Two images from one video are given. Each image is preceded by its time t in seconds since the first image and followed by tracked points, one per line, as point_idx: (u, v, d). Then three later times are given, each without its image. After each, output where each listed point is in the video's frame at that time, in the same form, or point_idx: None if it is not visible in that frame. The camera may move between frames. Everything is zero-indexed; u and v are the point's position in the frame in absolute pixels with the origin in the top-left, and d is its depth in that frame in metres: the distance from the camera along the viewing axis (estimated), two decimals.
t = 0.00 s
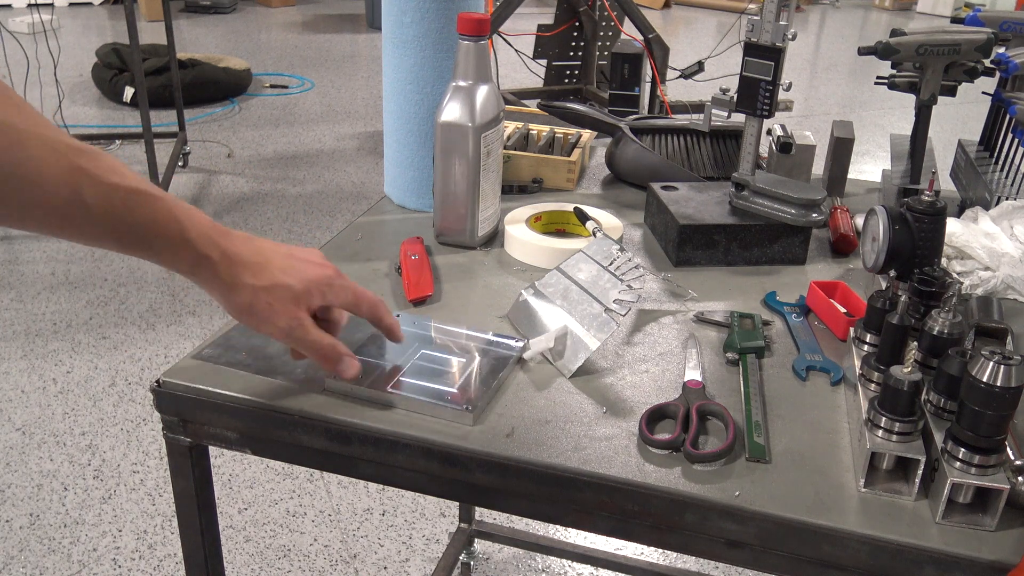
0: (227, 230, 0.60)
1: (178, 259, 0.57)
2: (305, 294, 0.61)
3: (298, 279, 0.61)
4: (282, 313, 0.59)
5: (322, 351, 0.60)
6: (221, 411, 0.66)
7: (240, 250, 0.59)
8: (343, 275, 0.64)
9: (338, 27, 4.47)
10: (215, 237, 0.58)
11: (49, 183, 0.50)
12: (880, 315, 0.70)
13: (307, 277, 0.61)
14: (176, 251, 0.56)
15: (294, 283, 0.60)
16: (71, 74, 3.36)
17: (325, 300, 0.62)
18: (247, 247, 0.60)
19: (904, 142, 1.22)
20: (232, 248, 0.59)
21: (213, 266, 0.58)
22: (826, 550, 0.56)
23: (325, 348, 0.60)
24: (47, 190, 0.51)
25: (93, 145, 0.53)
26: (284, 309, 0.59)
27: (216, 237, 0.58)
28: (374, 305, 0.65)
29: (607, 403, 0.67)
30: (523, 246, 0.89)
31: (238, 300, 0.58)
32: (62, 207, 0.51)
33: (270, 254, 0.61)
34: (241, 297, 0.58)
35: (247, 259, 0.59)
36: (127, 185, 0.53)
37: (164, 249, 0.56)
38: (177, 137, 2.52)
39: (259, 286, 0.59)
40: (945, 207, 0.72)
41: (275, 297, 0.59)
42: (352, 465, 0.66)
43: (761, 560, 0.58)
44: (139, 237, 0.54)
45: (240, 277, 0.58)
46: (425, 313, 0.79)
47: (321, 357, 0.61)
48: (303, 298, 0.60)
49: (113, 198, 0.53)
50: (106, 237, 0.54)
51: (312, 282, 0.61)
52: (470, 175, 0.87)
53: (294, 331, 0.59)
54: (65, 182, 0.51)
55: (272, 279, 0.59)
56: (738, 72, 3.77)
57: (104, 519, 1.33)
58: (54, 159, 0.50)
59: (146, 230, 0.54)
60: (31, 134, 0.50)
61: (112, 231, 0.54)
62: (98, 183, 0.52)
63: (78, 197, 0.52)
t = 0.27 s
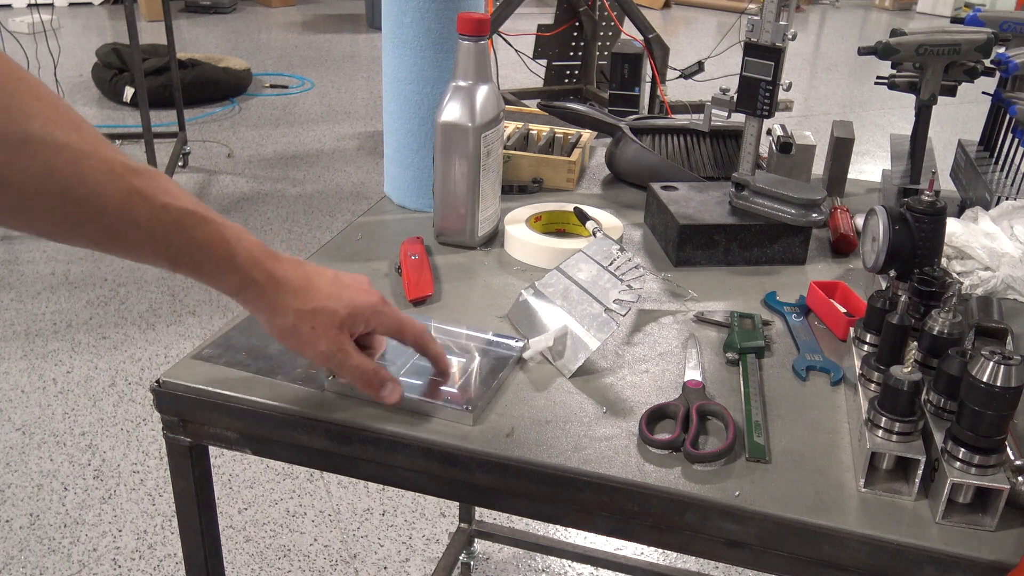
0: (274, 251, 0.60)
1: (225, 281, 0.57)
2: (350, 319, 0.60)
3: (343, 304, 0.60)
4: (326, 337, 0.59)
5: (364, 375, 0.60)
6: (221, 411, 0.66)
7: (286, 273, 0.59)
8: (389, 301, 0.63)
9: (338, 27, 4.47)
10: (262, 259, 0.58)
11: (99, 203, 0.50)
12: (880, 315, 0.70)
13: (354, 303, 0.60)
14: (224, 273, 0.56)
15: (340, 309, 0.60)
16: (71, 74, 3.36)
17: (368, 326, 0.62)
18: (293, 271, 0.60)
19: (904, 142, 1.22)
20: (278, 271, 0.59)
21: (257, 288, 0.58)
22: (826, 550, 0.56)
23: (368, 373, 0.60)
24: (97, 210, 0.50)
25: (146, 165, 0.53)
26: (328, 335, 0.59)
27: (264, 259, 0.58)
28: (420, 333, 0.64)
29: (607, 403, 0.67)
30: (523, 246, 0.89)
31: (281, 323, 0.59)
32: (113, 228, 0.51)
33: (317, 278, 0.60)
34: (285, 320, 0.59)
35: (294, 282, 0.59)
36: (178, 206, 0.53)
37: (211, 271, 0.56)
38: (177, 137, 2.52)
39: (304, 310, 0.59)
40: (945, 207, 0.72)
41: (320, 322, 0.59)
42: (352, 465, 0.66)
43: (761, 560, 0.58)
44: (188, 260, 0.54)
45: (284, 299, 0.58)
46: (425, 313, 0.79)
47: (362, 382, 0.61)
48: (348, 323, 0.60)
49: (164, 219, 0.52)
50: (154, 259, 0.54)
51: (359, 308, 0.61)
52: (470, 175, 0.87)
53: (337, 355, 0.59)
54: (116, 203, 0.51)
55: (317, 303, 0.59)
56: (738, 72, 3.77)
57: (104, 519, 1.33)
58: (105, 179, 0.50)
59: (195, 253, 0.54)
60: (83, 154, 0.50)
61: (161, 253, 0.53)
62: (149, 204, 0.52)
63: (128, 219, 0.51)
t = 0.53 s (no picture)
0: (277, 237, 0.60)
1: (235, 269, 0.56)
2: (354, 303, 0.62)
3: (348, 288, 0.62)
4: (334, 322, 0.61)
5: (369, 357, 0.63)
6: (222, 411, 0.66)
7: (292, 259, 0.59)
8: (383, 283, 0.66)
9: (338, 28, 4.47)
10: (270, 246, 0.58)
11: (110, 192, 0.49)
12: (880, 315, 0.70)
13: (355, 286, 0.62)
14: (234, 262, 0.56)
15: (346, 294, 0.61)
16: (71, 74, 3.36)
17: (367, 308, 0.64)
18: (299, 256, 0.60)
19: (904, 142, 1.22)
20: (285, 258, 0.59)
21: (266, 278, 0.58)
22: (826, 550, 0.56)
23: (373, 355, 0.63)
24: (109, 198, 0.49)
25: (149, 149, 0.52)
26: (336, 320, 0.61)
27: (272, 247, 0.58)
28: (410, 315, 0.68)
29: (607, 403, 0.67)
30: (523, 246, 0.89)
31: (289, 311, 0.59)
32: (125, 216, 0.50)
33: (319, 262, 0.61)
34: (294, 308, 0.59)
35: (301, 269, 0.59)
36: (189, 194, 0.52)
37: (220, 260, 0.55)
38: (177, 137, 2.52)
39: (313, 297, 0.60)
40: (945, 207, 0.72)
41: (327, 307, 0.60)
42: (352, 465, 0.66)
43: (761, 560, 0.58)
44: (198, 248, 0.54)
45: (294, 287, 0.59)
46: (425, 313, 0.79)
47: (366, 364, 0.63)
48: (352, 307, 0.62)
49: (176, 208, 0.52)
50: (164, 246, 0.53)
51: (360, 291, 0.63)
52: (470, 175, 0.87)
53: (344, 339, 0.61)
54: (128, 191, 0.50)
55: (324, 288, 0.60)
56: (738, 72, 3.77)
57: (104, 519, 1.33)
58: (116, 167, 0.49)
59: (206, 242, 0.54)
60: (92, 141, 0.48)
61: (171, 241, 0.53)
62: (160, 192, 0.51)
63: (140, 207, 0.50)
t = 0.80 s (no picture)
0: (241, 242, 0.60)
1: (187, 271, 0.57)
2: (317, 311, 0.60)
3: (311, 297, 0.60)
4: (291, 330, 0.59)
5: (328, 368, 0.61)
6: (222, 411, 0.66)
7: (251, 264, 0.59)
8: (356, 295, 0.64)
9: (338, 28, 4.47)
10: (226, 250, 0.58)
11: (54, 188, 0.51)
12: (880, 315, 0.70)
13: (321, 295, 0.61)
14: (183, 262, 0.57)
15: (307, 301, 0.60)
16: (71, 74, 3.36)
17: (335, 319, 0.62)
18: (261, 262, 0.60)
19: (904, 142, 1.22)
20: (242, 263, 0.59)
21: (220, 279, 0.58)
22: (826, 550, 0.56)
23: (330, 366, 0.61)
24: (53, 194, 0.52)
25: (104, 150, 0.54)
26: (294, 326, 0.59)
27: (228, 251, 0.58)
28: (382, 332, 0.65)
29: (607, 403, 0.67)
30: (523, 246, 0.89)
31: (244, 315, 0.59)
32: (70, 212, 0.52)
33: (283, 269, 0.61)
34: (247, 312, 0.59)
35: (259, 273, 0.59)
36: (134, 192, 0.54)
37: (170, 260, 0.56)
38: (177, 137, 2.52)
39: (268, 302, 0.59)
40: (945, 207, 0.72)
41: (284, 314, 0.59)
42: (353, 465, 0.66)
43: (760, 560, 0.58)
44: (146, 247, 0.55)
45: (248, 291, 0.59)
46: (425, 313, 0.79)
47: (326, 376, 0.61)
48: (314, 316, 0.60)
49: (121, 206, 0.53)
50: (112, 245, 0.55)
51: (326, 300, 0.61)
52: (470, 175, 0.87)
53: (300, 347, 0.60)
54: (71, 188, 0.52)
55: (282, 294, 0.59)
56: (738, 72, 3.77)
57: (104, 519, 1.33)
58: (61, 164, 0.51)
59: (153, 241, 0.55)
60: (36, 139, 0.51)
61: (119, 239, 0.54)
62: (105, 190, 0.53)
63: (84, 204, 0.52)
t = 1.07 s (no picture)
0: (265, 237, 0.60)
1: (219, 266, 0.57)
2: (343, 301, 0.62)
3: (339, 287, 0.61)
4: (320, 320, 0.60)
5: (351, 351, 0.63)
6: (222, 411, 0.66)
7: (280, 258, 0.59)
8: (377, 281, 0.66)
9: (338, 28, 4.47)
10: (257, 244, 0.58)
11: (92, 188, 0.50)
12: (879, 315, 0.70)
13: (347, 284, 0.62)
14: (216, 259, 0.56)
15: (334, 292, 0.61)
16: (71, 74, 3.36)
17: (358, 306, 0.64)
18: (288, 254, 0.60)
19: (904, 143, 1.22)
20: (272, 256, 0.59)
21: (252, 273, 0.58)
22: (825, 550, 0.56)
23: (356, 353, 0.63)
24: (91, 194, 0.50)
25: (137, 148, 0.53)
26: (324, 318, 0.60)
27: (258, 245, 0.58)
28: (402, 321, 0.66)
29: (607, 403, 0.67)
30: (523, 246, 0.89)
31: (275, 310, 0.59)
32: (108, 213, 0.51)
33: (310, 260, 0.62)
34: (279, 307, 0.59)
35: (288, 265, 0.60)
36: (170, 190, 0.53)
37: (203, 256, 0.56)
38: (176, 137, 2.52)
39: (300, 295, 0.59)
40: (945, 207, 0.72)
41: (314, 305, 0.60)
42: (353, 466, 0.66)
43: (760, 560, 0.58)
44: (182, 244, 0.54)
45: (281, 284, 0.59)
46: (425, 313, 0.79)
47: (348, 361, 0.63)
48: (341, 306, 0.61)
49: (158, 204, 0.52)
50: (147, 242, 0.53)
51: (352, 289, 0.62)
52: (470, 174, 0.87)
53: (330, 337, 0.61)
54: (110, 188, 0.51)
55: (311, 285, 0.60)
56: (738, 72, 3.77)
57: (104, 519, 1.33)
58: (98, 164, 0.50)
59: (190, 238, 0.54)
60: (73, 139, 0.49)
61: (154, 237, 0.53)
62: (143, 189, 0.52)
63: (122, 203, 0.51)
